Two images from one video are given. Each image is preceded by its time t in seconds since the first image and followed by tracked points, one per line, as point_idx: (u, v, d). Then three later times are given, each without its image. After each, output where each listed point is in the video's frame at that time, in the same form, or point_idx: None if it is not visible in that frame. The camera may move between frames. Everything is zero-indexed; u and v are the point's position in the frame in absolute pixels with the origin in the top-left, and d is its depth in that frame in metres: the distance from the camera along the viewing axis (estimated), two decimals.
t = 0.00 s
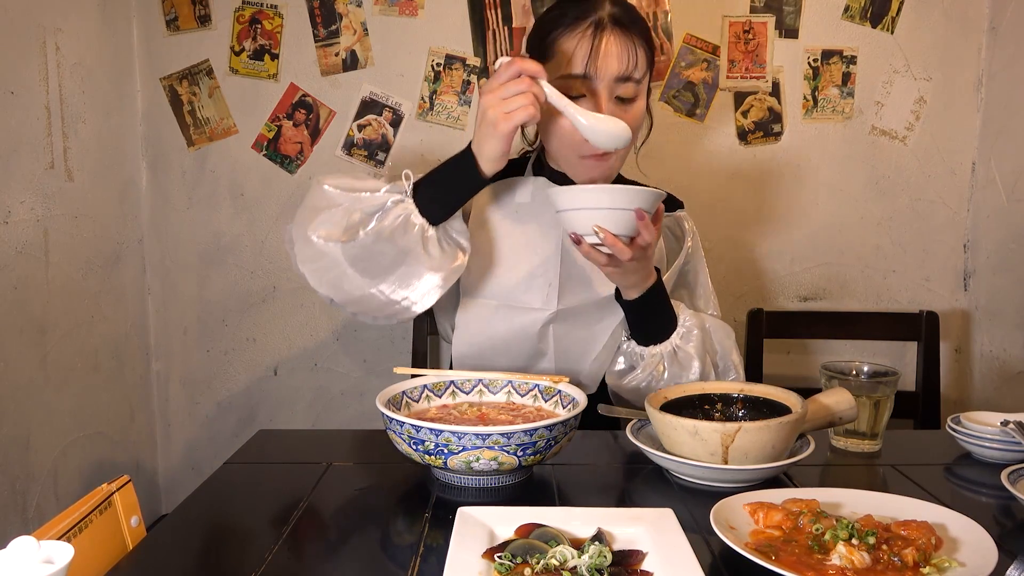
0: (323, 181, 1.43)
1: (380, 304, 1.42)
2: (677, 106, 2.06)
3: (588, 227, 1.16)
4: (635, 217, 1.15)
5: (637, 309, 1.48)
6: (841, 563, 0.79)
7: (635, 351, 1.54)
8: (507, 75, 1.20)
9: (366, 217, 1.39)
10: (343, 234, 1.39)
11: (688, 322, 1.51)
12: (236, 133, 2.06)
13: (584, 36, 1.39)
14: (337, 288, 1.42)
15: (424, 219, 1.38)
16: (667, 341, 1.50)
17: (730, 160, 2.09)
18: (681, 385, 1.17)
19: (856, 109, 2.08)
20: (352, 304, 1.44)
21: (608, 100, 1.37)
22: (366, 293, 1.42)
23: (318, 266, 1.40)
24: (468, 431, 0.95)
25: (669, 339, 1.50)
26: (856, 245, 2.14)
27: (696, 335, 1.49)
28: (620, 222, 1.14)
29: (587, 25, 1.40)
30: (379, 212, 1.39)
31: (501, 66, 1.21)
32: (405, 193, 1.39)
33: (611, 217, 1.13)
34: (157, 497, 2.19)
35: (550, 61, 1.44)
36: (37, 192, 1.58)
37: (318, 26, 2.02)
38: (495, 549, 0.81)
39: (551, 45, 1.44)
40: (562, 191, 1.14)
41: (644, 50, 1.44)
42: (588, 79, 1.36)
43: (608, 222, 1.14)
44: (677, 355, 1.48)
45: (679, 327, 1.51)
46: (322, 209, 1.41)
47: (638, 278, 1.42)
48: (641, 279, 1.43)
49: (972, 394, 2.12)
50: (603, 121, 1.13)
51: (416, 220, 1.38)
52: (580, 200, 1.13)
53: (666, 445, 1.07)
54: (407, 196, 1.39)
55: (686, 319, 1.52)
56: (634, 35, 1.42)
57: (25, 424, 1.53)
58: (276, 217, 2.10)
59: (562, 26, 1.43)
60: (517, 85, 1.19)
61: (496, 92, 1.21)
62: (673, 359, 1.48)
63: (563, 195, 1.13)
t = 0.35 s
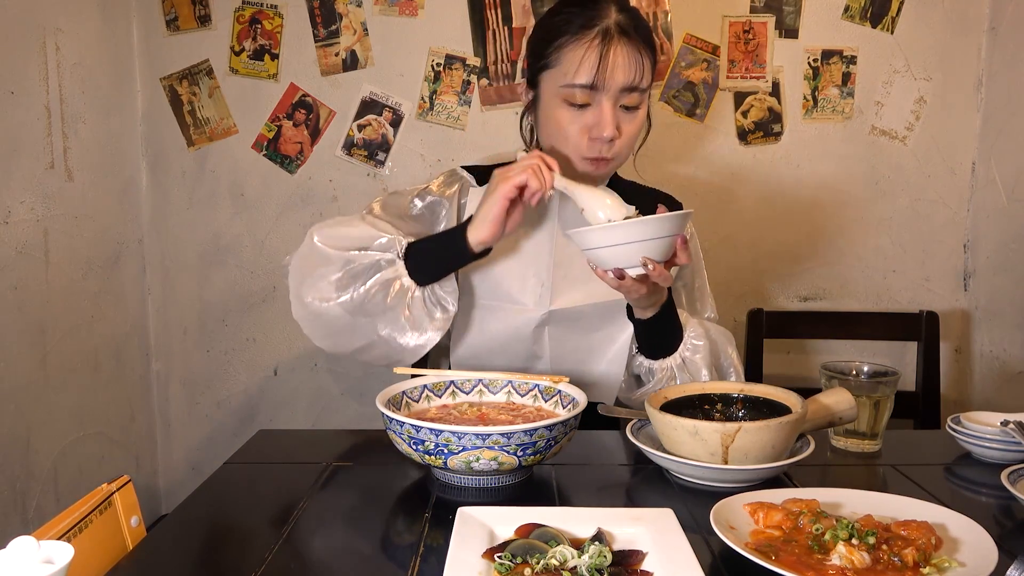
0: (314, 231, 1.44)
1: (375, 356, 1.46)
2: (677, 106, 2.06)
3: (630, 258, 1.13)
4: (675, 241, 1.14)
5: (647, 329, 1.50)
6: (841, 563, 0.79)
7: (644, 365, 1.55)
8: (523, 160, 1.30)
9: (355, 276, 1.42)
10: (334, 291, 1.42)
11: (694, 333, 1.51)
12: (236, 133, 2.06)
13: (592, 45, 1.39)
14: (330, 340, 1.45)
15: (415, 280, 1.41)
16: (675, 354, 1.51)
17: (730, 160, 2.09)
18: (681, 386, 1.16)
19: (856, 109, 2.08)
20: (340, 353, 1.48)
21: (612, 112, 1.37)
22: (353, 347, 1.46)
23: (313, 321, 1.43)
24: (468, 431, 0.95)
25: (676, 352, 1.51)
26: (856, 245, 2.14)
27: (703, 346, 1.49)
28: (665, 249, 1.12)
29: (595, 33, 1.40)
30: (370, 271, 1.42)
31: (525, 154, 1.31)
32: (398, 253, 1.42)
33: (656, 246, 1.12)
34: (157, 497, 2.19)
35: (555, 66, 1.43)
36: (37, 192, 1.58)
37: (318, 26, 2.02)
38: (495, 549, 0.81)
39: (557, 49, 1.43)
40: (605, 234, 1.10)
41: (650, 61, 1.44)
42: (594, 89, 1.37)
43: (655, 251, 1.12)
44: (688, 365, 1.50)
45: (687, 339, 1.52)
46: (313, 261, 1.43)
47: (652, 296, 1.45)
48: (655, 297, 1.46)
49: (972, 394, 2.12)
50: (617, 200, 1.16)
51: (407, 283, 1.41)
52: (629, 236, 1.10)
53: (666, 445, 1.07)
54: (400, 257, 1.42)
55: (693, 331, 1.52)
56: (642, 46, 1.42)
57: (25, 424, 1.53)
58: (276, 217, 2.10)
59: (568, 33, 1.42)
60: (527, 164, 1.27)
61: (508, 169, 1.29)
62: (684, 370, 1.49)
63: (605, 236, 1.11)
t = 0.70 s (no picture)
0: (317, 251, 1.44)
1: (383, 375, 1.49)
2: (677, 106, 2.06)
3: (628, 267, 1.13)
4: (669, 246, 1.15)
5: (644, 331, 1.50)
6: (841, 563, 0.79)
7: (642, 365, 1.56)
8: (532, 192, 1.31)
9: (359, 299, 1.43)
10: (338, 312, 1.43)
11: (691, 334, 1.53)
12: (236, 133, 2.06)
13: (588, 48, 1.39)
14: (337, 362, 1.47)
15: (418, 304, 1.42)
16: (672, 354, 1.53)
17: (730, 160, 2.09)
18: (681, 385, 1.16)
19: (856, 109, 2.08)
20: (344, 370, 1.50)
21: (607, 115, 1.38)
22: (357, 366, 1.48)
23: (319, 345, 1.45)
24: (468, 431, 0.95)
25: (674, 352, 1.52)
26: (856, 244, 2.14)
27: (700, 346, 1.51)
28: (658, 256, 1.13)
29: (590, 35, 1.40)
30: (375, 293, 1.43)
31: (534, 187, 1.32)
32: (402, 276, 1.42)
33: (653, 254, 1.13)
34: (157, 497, 2.19)
35: (551, 69, 1.43)
36: (37, 192, 1.58)
37: (318, 26, 2.02)
38: (495, 549, 0.81)
39: (552, 52, 1.43)
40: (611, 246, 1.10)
41: (646, 64, 1.44)
42: (589, 93, 1.37)
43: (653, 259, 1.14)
44: (684, 364, 1.51)
45: (683, 339, 1.53)
46: (316, 282, 1.44)
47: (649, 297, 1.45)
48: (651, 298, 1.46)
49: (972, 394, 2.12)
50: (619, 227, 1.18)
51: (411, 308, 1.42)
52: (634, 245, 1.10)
53: (666, 445, 1.07)
54: (404, 281, 1.42)
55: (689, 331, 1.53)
56: (638, 49, 1.42)
57: (26, 424, 1.54)
58: (276, 216, 2.10)
59: (563, 36, 1.42)
60: (536, 199, 1.29)
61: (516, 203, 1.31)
62: (680, 370, 1.51)
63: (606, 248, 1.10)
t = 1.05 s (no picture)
0: (322, 271, 1.47)
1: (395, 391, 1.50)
2: (677, 106, 2.06)
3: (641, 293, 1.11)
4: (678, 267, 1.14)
5: (642, 340, 1.51)
6: (841, 563, 0.79)
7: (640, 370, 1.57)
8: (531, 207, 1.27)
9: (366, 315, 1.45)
10: (348, 330, 1.46)
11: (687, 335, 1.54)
12: (236, 133, 2.06)
13: (583, 48, 1.38)
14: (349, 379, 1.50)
15: (425, 319, 1.43)
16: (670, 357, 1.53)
17: (730, 160, 2.09)
18: (680, 385, 1.16)
19: (857, 109, 2.08)
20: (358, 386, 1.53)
21: (603, 115, 1.38)
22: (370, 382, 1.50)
23: (331, 362, 1.47)
24: (468, 431, 0.95)
25: (672, 355, 1.53)
26: (856, 245, 2.14)
27: (697, 347, 1.52)
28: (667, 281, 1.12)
29: (585, 34, 1.39)
30: (384, 309, 1.45)
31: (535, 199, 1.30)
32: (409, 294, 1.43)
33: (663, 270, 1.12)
34: (157, 497, 2.19)
35: (546, 68, 1.43)
36: (37, 192, 1.58)
37: (318, 26, 2.02)
38: (495, 549, 0.81)
39: (547, 51, 1.43)
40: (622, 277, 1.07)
41: (641, 61, 1.44)
42: (585, 93, 1.37)
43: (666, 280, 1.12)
44: (682, 367, 1.52)
45: (681, 342, 1.54)
46: (323, 301, 1.47)
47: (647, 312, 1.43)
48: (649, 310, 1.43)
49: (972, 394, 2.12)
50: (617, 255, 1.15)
51: (419, 324, 1.43)
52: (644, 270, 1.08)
53: (666, 445, 1.07)
54: (411, 298, 1.43)
55: (685, 333, 1.55)
56: (633, 47, 1.42)
57: (26, 424, 1.54)
58: (276, 216, 2.10)
59: (558, 35, 1.42)
60: (536, 214, 1.26)
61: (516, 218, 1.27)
62: (678, 373, 1.52)
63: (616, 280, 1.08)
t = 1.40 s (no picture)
0: (350, 293, 1.47)
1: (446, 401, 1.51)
2: (677, 106, 2.06)
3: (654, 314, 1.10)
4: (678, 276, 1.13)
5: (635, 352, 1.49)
6: (841, 563, 0.79)
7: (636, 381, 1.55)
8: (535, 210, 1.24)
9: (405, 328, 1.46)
10: (391, 348, 1.46)
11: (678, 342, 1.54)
12: (236, 133, 2.06)
13: (570, 43, 1.39)
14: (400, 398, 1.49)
15: (465, 323, 1.44)
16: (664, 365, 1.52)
17: (730, 160, 2.09)
18: (680, 386, 1.16)
19: (857, 109, 2.08)
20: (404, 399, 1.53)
21: (594, 109, 1.38)
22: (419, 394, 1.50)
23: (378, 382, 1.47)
24: (468, 431, 0.95)
25: (665, 363, 1.52)
26: (856, 245, 2.14)
27: (689, 353, 1.52)
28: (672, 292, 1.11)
29: (572, 31, 1.40)
30: (423, 321, 1.46)
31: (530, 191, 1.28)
32: (446, 301, 1.43)
33: (664, 270, 1.11)
34: (157, 497, 2.19)
35: (535, 66, 1.44)
36: (37, 192, 1.58)
37: (318, 26, 2.02)
38: (495, 549, 0.81)
39: (536, 49, 1.44)
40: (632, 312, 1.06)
41: (629, 55, 1.45)
42: (574, 86, 1.37)
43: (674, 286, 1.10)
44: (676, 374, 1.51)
45: (673, 349, 1.54)
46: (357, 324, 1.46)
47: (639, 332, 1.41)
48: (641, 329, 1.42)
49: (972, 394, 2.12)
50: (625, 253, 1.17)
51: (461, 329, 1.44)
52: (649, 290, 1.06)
53: (666, 445, 1.07)
54: (448, 305, 1.44)
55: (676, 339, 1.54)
56: (619, 41, 1.43)
57: (26, 424, 1.54)
58: (276, 216, 2.10)
59: (545, 32, 1.43)
60: (543, 217, 1.22)
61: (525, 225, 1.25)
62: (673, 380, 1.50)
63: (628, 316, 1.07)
